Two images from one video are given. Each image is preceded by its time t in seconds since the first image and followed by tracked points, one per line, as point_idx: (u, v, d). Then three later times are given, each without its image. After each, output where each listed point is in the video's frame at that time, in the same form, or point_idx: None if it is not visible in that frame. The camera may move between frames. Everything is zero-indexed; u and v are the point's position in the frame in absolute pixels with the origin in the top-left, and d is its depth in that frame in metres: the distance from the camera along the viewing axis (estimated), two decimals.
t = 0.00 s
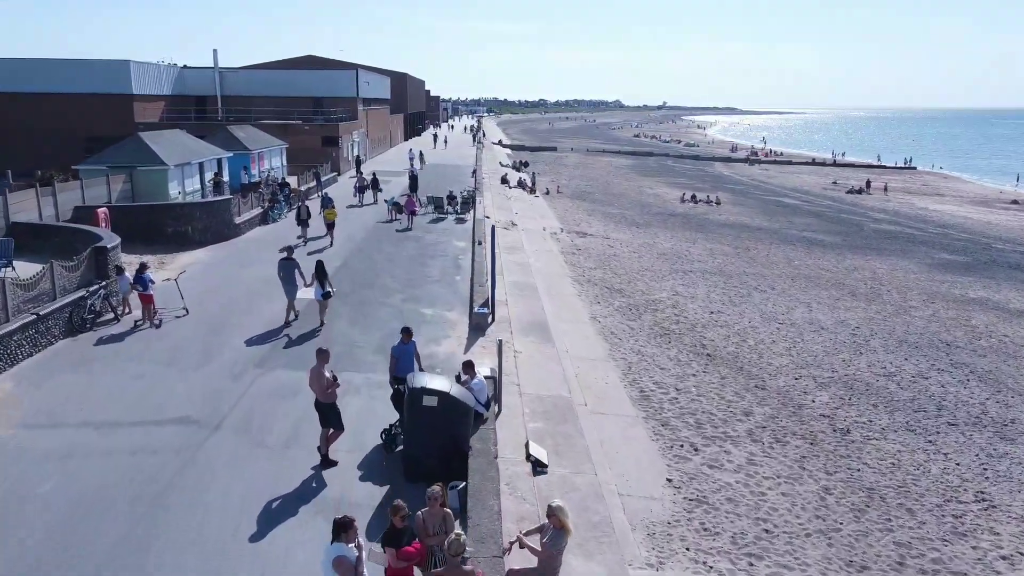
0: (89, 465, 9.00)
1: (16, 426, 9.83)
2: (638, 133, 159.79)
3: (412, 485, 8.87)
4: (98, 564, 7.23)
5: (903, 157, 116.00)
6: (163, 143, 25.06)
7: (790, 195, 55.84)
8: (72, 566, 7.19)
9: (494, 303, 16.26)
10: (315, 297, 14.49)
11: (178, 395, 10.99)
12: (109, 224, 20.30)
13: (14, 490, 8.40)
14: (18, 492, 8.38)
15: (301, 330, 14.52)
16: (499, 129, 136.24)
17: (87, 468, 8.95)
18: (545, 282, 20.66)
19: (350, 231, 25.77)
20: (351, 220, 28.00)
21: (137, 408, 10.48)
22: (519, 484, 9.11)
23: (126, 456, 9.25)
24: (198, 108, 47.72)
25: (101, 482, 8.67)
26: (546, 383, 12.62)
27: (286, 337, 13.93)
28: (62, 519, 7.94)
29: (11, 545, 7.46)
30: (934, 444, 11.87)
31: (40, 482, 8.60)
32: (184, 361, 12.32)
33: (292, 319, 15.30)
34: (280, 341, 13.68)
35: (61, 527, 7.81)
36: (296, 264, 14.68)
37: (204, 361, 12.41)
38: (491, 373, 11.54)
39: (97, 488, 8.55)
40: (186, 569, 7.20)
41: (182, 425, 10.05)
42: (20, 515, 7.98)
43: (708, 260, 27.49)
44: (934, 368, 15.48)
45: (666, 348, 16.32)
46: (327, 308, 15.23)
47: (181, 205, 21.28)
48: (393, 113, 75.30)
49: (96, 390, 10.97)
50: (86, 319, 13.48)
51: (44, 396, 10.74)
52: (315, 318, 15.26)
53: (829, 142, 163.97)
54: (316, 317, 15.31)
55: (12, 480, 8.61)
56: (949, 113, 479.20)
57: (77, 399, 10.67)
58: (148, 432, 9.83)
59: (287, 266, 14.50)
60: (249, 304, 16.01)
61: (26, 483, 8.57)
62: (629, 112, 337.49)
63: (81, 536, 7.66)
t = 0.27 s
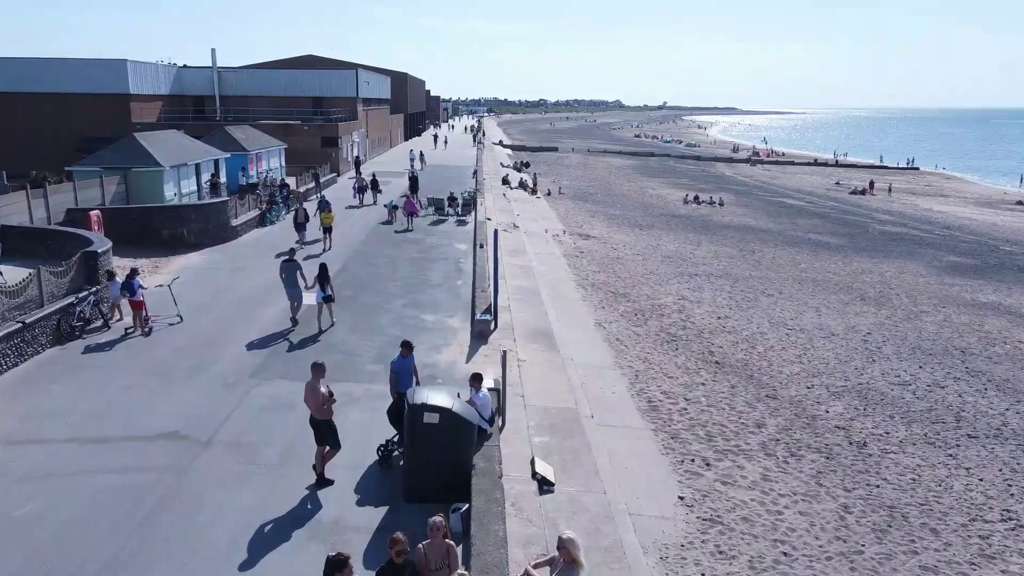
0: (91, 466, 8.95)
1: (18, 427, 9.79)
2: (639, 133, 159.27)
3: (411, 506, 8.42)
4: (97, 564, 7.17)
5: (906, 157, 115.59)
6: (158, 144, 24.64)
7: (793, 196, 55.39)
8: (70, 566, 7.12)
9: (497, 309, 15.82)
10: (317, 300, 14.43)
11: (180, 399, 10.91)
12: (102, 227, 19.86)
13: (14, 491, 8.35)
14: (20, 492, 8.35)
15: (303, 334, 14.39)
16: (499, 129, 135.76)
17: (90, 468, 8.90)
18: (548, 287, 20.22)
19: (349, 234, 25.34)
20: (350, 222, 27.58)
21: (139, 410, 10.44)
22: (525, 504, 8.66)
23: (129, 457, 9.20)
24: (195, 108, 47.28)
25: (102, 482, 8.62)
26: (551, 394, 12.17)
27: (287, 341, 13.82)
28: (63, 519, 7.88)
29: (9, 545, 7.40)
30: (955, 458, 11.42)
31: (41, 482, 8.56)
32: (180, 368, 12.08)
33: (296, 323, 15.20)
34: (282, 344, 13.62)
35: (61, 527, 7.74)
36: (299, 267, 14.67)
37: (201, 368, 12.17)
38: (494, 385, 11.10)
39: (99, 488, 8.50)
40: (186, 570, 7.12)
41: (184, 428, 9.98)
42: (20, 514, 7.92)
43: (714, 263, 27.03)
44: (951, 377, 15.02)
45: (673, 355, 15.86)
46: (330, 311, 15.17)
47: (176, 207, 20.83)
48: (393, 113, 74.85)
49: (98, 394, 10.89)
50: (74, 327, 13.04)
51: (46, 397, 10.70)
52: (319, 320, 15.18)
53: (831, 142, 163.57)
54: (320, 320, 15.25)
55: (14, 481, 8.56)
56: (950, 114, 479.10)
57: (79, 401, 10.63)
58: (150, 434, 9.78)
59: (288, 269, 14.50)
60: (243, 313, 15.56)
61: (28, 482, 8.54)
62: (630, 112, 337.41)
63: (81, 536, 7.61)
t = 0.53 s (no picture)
0: (89, 465, 8.91)
1: (15, 425, 9.74)
2: (639, 133, 158.96)
3: (409, 521, 8.10)
4: (98, 565, 7.15)
5: (907, 158, 115.30)
6: (154, 144, 24.32)
7: (795, 196, 55.08)
8: (71, 566, 7.10)
9: (498, 313, 15.49)
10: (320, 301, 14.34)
11: (177, 398, 10.84)
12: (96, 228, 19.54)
13: (13, 489, 8.33)
14: (19, 491, 8.32)
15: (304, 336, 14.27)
16: (499, 129, 135.43)
17: (87, 467, 8.86)
18: (549, 289, 19.89)
19: (347, 235, 25.03)
20: (348, 223, 27.26)
21: (136, 409, 10.38)
22: (528, 519, 8.33)
23: (126, 456, 9.15)
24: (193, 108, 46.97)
25: (101, 481, 8.60)
26: (553, 401, 11.84)
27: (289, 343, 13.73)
28: (63, 519, 7.86)
29: (9, 545, 7.37)
30: (969, 468, 11.09)
31: (40, 481, 8.53)
32: (176, 369, 11.96)
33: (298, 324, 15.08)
34: (284, 345, 13.52)
35: (61, 526, 7.72)
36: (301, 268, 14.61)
37: (198, 369, 12.07)
38: (495, 393, 10.76)
39: (98, 486, 8.47)
40: (186, 571, 7.10)
41: (181, 427, 9.94)
42: (20, 513, 7.90)
43: (716, 264, 26.72)
44: (961, 383, 14.70)
45: (677, 361, 15.53)
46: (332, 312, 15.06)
47: (171, 208, 20.51)
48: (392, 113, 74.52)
49: (96, 392, 10.85)
50: (64, 332, 12.73)
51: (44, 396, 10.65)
52: (321, 322, 15.06)
53: (832, 142, 163.32)
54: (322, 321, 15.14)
55: (12, 480, 8.52)
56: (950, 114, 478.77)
57: (76, 400, 10.57)
58: (147, 433, 9.73)
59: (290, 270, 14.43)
60: (239, 316, 15.23)
61: (27, 481, 8.52)
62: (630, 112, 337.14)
63: (81, 536, 7.59)
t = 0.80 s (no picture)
0: (89, 464, 8.93)
1: (15, 425, 9.75)
2: (639, 133, 158.66)
3: (404, 539, 7.78)
4: (97, 565, 7.17)
5: (908, 158, 115.05)
6: (149, 145, 24.00)
7: (796, 197, 54.80)
8: (71, 566, 7.13)
9: (497, 318, 15.19)
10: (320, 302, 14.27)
11: (176, 399, 10.83)
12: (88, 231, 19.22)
13: (16, 488, 8.36)
14: (18, 490, 8.33)
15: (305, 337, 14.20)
16: (499, 129, 135.14)
17: (87, 467, 8.87)
18: (549, 293, 19.57)
19: (345, 238, 24.72)
20: (346, 225, 26.95)
21: (135, 410, 10.38)
22: (528, 536, 8.00)
23: (126, 456, 9.16)
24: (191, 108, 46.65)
25: (101, 480, 8.63)
26: (554, 410, 11.53)
27: (289, 344, 13.68)
28: (62, 519, 7.88)
29: (9, 545, 7.39)
30: (982, 480, 10.77)
31: (40, 481, 8.55)
32: (175, 370, 11.90)
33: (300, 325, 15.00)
34: (284, 347, 13.46)
35: (62, 526, 7.74)
36: (303, 268, 14.55)
37: (196, 370, 12.01)
38: (494, 402, 10.44)
39: (97, 485, 8.50)
40: (186, 571, 7.12)
41: (180, 428, 9.95)
42: (20, 513, 7.93)
43: (718, 266, 26.42)
44: (971, 390, 14.38)
45: (681, 367, 15.21)
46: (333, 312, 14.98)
47: (166, 210, 20.21)
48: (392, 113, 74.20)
49: (98, 391, 10.88)
50: (51, 339, 12.42)
51: (43, 396, 10.65)
52: (323, 322, 14.98)
53: (832, 142, 163.14)
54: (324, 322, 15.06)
55: (13, 479, 8.54)
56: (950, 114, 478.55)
57: (75, 400, 10.57)
58: (146, 435, 9.74)
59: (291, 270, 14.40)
60: (234, 320, 14.91)
61: (27, 480, 8.54)
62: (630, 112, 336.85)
63: (82, 535, 7.61)
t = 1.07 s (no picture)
0: (88, 465, 8.90)
1: (15, 426, 9.73)
2: (639, 133, 158.33)
3: (397, 561, 7.41)
4: (97, 565, 7.13)
5: (909, 158, 114.84)
6: (143, 145, 23.66)
7: (798, 198, 54.51)
8: (71, 565, 7.09)
9: (495, 323, 14.83)
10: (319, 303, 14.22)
11: (174, 402, 10.80)
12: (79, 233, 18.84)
13: (16, 489, 8.32)
14: (17, 490, 8.30)
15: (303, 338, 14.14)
16: (499, 129, 134.84)
17: (86, 467, 8.85)
18: (549, 297, 19.21)
19: (342, 240, 24.37)
20: (343, 227, 26.60)
21: (133, 412, 10.35)
22: (527, 557, 7.65)
23: (125, 457, 9.14)
24: (188, 108, 46.29)
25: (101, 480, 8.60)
26: (554, 420, 11.17)
27: (288, 345, 13.66)
28: (62, 519, 7.84)
29: (9, 545, 7.36)
30: (998, 494, 10.41)
31: (40, 481, 8.52)
32: (172, 374, 11.82)
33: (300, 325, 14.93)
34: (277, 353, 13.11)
35: (61, 526, 7.71)
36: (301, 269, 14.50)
37: (193, 373, 11.93)
38: (492, 413, 10.09)
39: (97, 485, 8.48)
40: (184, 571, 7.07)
41: (179, 430, 9.93)
42: (20, 512, 7.89)
43: (720, 269, 26.07)
44: (982, 397, 14.02)
45: (684, 374, 14.85)
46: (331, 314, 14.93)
47: (159, 212, 19.85)
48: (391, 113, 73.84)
49: (98, 393, 10.86)
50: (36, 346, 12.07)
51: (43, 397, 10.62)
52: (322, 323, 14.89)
53: (833, 142, 162.98)
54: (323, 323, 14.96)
55: (12, 480, 8.51)
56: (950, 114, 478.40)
57: (74, 401, 10.54)
58: (145, 436, 9.71)
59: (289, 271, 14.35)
60: (226, 326, 14.55)
61: (28, 480, 8.52)
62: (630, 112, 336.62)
63: (82, 535, 7.58)
